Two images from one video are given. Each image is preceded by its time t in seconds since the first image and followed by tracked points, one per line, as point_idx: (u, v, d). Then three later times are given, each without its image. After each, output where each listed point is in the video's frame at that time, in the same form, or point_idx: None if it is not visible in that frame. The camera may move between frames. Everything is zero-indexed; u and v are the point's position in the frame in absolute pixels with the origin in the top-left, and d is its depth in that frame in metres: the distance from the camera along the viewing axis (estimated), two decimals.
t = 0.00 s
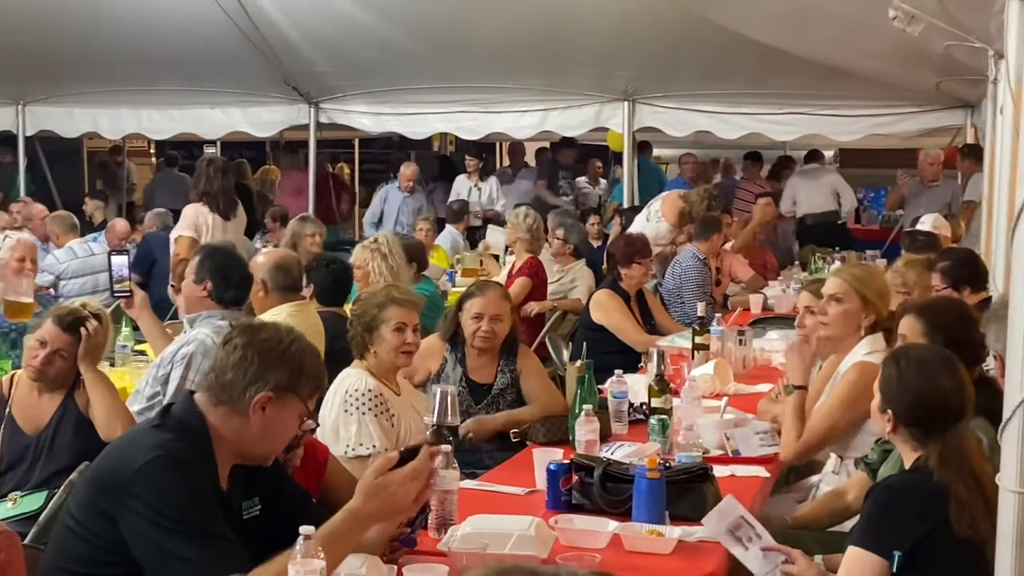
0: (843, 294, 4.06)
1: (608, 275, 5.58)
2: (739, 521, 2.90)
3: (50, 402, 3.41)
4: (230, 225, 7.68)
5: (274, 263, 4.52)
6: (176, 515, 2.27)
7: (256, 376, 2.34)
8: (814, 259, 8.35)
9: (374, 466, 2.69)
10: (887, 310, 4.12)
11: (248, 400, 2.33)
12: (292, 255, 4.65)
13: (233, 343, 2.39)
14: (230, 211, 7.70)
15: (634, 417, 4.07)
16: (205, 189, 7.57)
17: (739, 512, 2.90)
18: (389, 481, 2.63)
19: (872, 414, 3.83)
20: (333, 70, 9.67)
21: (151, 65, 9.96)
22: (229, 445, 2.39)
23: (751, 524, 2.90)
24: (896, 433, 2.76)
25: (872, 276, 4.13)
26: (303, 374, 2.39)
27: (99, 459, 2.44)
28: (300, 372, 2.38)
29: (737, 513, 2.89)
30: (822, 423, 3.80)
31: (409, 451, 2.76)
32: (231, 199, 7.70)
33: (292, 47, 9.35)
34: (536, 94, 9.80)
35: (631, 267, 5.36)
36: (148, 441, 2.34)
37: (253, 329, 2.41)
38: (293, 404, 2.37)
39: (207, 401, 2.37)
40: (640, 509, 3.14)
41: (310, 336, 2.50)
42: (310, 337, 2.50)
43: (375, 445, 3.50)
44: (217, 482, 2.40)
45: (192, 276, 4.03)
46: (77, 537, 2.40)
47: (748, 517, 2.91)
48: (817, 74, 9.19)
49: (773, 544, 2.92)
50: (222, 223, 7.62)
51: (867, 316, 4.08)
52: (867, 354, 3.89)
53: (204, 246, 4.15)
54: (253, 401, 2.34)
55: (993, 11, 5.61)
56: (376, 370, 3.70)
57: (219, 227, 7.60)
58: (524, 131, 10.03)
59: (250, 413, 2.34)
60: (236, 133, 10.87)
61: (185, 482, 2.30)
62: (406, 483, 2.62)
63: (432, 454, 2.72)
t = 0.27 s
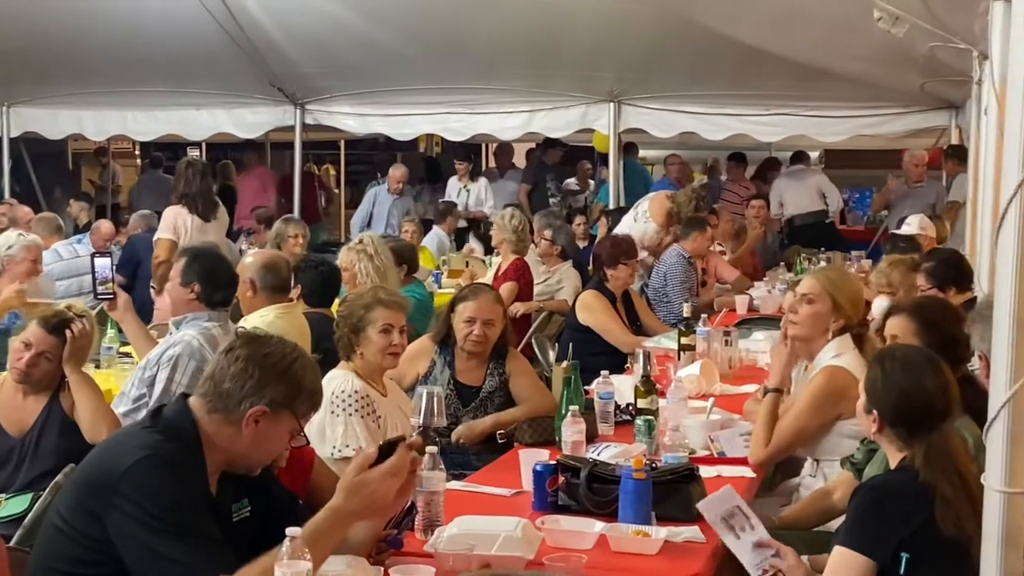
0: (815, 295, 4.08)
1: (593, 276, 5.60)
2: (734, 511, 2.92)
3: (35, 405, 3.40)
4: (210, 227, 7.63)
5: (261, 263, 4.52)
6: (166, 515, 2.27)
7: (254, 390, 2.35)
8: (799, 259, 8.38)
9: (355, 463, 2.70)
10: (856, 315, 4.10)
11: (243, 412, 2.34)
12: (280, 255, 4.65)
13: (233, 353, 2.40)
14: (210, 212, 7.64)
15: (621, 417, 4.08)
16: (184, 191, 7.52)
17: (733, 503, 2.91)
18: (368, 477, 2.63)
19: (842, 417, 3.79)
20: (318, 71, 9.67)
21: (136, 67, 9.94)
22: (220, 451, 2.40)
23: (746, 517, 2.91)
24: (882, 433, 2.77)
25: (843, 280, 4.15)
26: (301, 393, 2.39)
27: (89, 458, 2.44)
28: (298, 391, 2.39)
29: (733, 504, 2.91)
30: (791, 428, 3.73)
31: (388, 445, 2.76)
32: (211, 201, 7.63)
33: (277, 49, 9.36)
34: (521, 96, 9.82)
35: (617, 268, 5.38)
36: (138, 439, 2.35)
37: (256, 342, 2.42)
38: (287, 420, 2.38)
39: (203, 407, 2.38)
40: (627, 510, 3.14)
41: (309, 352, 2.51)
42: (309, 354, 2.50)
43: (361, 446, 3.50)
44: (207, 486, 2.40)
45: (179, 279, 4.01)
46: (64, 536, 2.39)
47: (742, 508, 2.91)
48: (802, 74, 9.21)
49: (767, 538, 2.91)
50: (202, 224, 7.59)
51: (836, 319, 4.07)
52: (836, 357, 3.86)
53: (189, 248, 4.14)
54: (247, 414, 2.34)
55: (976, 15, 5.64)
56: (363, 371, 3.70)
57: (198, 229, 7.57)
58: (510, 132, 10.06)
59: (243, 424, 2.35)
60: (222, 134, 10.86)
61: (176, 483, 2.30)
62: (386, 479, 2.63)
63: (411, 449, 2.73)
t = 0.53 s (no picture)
0: (794, 298, 4.09)
1: (579, 277, 5.61)
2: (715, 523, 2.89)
3: (21, 405, 3.40)
4: (190, 227, 7.59)
5: (249, 263, 4.51)
6: (153, 514, 2.27)
7: (244, 393, 2.35)
8: (786, 260, 8.40)
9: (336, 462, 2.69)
10: (835, 316, 4.10)
11: (233, 415, 2.34)
12: (267, 256, 4.65)
13: (224, 356, 2.40)
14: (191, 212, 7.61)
15: (608, 418, 4.08)
16: (165, 191, 7.49)
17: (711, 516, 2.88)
18: (350, 475, 2.62)
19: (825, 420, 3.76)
20: (305, 71, 9.65)
21: (122, 68, 9.90)
22: (210, 453, 2.40)
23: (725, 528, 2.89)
24: (868, 433, 2.75)
25: (820, 283, 4.15)
26: (291, 396, 2.39)
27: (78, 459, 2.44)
28: (288, 394, 2.38)
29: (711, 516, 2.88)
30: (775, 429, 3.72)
31: (371, 437, 2.76)
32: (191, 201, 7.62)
33: (263, 49, 9.33)
34: (509, 96, 9.83)
35: (602, 269, 5.39)
36: (126, 439, 2.35)
37: (247, 345, 2.42)
38: (276, 423, 2.38)
39: (193, 409, 2.38)
40: (613, 509, 3.15)
41: (300, 356, 2.51)
42: (299, 358, 2.51)
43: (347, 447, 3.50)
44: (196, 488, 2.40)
45: (165, 280, 4.01)
46: (52, 538, 2.38)
47: (721, 520, 2.89)
48: (789, 75, 9.23)
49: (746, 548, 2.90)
50: (181, 224, 7.56)
51: (815, 321, 4.06)
52: (818, 358, 3.83)
53: (175, 249, 4.14)
54: (237, 417, 2.35)
55: (961, 16, 5.66)
56: (349, 371, 3.70)
57: (177, 229, 7.54)
58: (496, 134, 10.09)
59: (232, 427, 2.35)
60: (209, 134, 10.84)
61: (164, 482, 2.29)
62: (368, 476, 2.62)
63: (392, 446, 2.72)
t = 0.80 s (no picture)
0: (779, 299, 4.11)
1: (567, 277, 5.62)
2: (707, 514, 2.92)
3: (8, 405, 3.40)
4: (165, 229, 7.58)
5: (238, 262, 4.51)
6: (143, 514, 2.25)
7: (233, 393, 2.33)
8: (772, 261, 8.44)
9: (326, 464, 2.67)
10: (819, 316, 4.11)
11: (222, 415, 2.33)
12: (256, 255, 4.64)
13: (213, 356, 2.38)
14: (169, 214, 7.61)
15: (597, 418, 4.08)
16: (143, 192, 7.49)
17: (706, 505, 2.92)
18: (340, 476, 2.60)
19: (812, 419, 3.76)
20: (293, 70, 9.64)
21: (108, 66, 9.86)
22: (199, 453, 2.39)
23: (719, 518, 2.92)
24: (856, 432, 2.74)
25: (805, 283, 4.17)
26: (281, 395, 2.38)
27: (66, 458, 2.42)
28: (277, 394, 2.37)
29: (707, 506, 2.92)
30: (762, 429, 3.70)
31: (360, 440, 2.74)
32: (168, 204, 7.61)
33: (250, 48, 9.32)
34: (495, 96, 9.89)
35: (591, 268, 5.40)
36: (116, 437, 2.33)
37: (236, 344, 2.40)
38: (266, 423, 2.37)
39: (182, 408, 2.36)
40: (603, 507, 3.14)
41: (289, 354, 2.49)
42: (288, 356, 2.49)
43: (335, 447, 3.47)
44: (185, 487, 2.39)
45: (150, 279, 3.99)
46: (40, 537, 2.37)
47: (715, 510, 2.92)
48: (775, 75, 9.29)
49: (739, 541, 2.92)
50: (156, 227, 7.55)
51: (803, 321, 4.10)
52: (806, 359, 3.83)
53: (160, 250, 4.12)
54: (226, 417, 2.33)
55: (949, 16, 5.70)
56: (337, 372, 3.69)
57: (151, 232, 7.53)
58: (483, 134, 10.12)
59: (222, 427, 2.34)
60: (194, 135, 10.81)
61: (154, 481, 2.28)
62: (358, 477, 2.60)
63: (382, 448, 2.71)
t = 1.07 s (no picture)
0: (766, 298, 4.12)
1: (554, 276, 5.63)
2: (688, 523, 2.95)
3: None
4: (140, 228, 7.59)
5: (225, 262, 4.50)
6: (131, 513, 2.24)
7: (222, 394, 2.32)
8: (759, 260, 8.47)
9: (315, 466, 2.66)
10: (808, 313, 4.14)
11: (211, 416, 2.32)
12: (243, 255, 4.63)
13: (201, 357, 2.37)
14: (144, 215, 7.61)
15: (585, 417, 4.09)
16: (118, 191, 7.46)
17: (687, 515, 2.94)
18: (329, 478, 2.59)
19: (799, 417, 3.76)
20: (279, 70, 9.64)
21: (94, 66, 9.84)
22: (188, 453, 2.37)
23: (700, 527, 2.94)
24: (844, 430, 2.75)
25: (792, 280, 4.18)
26: (269, 396, 2.37)
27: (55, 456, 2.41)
28: (266, 395, 2.36)
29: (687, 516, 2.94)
30: (749, 428, 3.70)
31: (350, 443, 2.72)
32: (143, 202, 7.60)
33: (236, 48, 9.32)
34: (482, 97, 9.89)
35: (578, 268, 5.41)
36: (105, 437, 2.32)
37: (225, 345, 2.39)
38: (255, 424, 2.36)
39: (170, 409, 2.35)
40: (590, 506, 3.14)
41: (277, 355, 2.48)
42: (277, 357, 2.48)
43: (323, 447, 3.46)
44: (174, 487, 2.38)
45: (135, 279, 3.98)
46: (28, 536, 2.36)
47: (696, 519, 2.95)
48: (762, 75, 9.32)
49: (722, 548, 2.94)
50: (130, 226, 7.56)
51: (790, 320, 4.11)
52: (793, 356, 3.85)
53: (145, 249, 4.09)
54: (215, 418, 2.32)
55: (935, 15, 5.74)
56: (325, 371, 3.68)
57: (125, 230, 7.55)
58: (470, 133, 10.11)
59: (210, 428, 2.33)
60: (180, 134, 10.79)
61: (143, 480, 2.27)
62: (347, 480, 2.59)
63: (372, 452, 2.70)
